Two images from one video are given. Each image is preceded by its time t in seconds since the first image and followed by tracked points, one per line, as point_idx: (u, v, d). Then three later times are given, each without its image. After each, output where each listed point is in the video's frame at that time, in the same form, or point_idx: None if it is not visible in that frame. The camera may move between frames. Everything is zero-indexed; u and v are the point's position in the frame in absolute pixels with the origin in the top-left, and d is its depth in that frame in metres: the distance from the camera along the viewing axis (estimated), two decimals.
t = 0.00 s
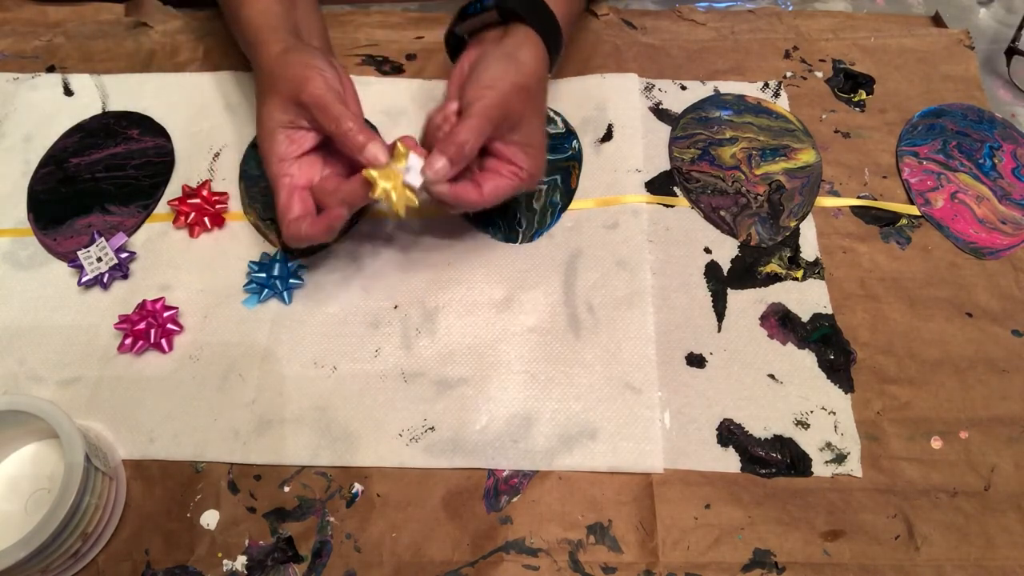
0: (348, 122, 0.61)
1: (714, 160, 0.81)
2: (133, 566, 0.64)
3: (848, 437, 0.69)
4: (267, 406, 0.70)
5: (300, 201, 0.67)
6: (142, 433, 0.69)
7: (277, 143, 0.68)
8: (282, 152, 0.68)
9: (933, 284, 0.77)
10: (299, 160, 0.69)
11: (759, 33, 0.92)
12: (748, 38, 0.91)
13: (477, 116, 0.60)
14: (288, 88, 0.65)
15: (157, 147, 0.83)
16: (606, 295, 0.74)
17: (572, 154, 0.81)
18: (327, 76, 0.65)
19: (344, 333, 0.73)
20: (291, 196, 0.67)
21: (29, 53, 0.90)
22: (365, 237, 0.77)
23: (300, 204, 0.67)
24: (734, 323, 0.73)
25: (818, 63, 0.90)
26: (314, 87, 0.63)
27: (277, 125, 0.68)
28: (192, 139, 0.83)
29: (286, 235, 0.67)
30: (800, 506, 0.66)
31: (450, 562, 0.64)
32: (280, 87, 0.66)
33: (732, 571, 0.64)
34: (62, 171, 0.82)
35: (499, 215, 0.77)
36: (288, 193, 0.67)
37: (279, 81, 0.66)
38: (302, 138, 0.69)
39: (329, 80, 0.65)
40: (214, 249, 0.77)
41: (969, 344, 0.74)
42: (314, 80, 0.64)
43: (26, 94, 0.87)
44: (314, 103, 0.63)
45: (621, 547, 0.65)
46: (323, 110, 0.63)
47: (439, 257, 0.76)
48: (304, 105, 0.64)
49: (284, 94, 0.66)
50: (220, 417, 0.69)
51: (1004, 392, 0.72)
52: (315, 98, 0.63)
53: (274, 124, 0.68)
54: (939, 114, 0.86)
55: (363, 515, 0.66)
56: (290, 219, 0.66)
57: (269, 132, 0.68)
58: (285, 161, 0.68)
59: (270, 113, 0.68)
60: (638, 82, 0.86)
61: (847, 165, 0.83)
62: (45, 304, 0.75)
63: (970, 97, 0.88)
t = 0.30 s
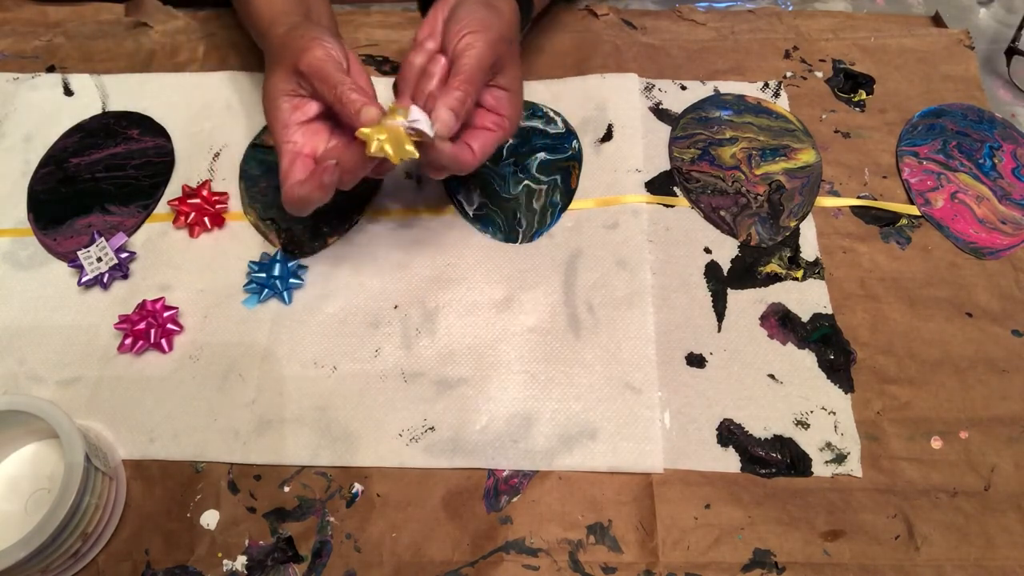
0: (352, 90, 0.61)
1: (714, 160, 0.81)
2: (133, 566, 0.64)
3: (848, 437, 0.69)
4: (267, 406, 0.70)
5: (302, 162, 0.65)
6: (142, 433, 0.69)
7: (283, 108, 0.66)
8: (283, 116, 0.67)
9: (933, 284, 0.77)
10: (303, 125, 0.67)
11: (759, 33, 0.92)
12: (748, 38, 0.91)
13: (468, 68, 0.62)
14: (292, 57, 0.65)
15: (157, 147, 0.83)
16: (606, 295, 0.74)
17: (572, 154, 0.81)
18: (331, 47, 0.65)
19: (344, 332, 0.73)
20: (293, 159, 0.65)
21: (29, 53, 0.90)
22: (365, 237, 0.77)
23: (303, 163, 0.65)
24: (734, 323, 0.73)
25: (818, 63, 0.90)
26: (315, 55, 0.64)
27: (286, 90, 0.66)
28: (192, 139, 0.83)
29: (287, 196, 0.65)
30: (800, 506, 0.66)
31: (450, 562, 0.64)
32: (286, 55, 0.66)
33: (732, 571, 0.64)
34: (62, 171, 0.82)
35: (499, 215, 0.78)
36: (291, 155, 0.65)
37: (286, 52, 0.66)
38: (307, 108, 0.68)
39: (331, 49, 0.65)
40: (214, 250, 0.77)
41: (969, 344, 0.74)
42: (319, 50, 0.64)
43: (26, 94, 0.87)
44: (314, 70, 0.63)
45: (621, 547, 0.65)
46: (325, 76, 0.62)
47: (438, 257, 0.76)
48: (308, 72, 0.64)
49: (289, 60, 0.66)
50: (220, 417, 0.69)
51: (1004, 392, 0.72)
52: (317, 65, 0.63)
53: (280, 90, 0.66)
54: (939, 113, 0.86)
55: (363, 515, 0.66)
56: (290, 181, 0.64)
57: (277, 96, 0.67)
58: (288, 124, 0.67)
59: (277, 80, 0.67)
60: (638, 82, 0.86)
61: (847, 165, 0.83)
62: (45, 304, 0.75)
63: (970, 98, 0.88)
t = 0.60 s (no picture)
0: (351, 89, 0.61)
1: (714, 160, 0.81)
2: (133, 566, 0.64)
3: (848, 437, 0.69)
4: (267, 406, 0.70)
5: (296, 151, 0.65)
6: (142, 433, 0.69)
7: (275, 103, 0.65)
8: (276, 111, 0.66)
9: (933, 284, 0.77)
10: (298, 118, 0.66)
11: (759, 33, 0.92)
12: (748, 38, 0.91)
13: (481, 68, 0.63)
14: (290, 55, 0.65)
15: (157, 147, 0.83)
16: (606, 295, 0.74)
17: (572, 154, 0.81)
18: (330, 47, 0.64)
19: (345, 332, 0.73)
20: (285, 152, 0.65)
21: (29, 53, 0.90)
22: (365, 237, 0.77)
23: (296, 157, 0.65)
24: (734, 322, 0.73)
25: (818, 63, 0.90)
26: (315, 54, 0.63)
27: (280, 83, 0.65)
28: (192, 139, 0.83)
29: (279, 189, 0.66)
30: (800, 506, 0.66)
31: (450, 562, 0.64)
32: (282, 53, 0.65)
33: (732, 571, 0.64)
34: (63, 171, 0.82)
35: (499, 215, 0.78)
36: (284, 144, 0.65)
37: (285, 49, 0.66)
38: (300, 103, 0.66)
39: (329, 47, 0.64)
40: (214, 250, 0.77)
41: (969, 344, 0.74)
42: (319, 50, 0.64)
43: (26, 94, 0.87)
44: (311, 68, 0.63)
45: (621, 547, 0.65)
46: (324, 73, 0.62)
47: (438, 257, 0.76)
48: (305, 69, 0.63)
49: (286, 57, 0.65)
50: (220, 417, 0.69)
51: (1005, 392, 0.72)
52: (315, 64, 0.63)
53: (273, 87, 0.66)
54: (939, 113, 0.86)
55: (362, 515, 0.66)
56: (281, 177, 0.65)
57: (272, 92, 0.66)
58: (281, 118, 0.66)
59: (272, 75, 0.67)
60: (638, 82, 0.86)
61: (847, 165, 0.83)
62: (45, 304, 0.75)
63: (970, 98, 0.88)
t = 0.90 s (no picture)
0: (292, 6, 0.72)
1: (714, 160, 0.81)
2: (133, 566, 0.64)
3: (848, 437, 0.69)
4: (267, 406, 0.70)
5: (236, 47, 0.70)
6: (142, 433, 0.69)
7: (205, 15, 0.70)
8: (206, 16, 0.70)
9: (933, 284, 0.77)
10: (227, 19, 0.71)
11: (759, 33, 0.92)
12: (748, 39, 0.91)
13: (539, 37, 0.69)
14: None
15: (157, 147, 0.83)
16: (606, 295, 0.74)
17: (572, 154, 0.81)
18: None
19: (344, 332, 0.73)
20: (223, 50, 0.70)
21: (29, 53, 0.90)
22: (365, 237, 0.77)
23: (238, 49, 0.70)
24: (734, 323, 0.73)
25: (819, 63, 0.90)
26: None
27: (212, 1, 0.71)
28: (192, 139, 0.83)
29: (226, 72, 0.69)
30: (801, 506, 0.66)
31: (450, 562, 0.64)
32: None
33: (732, 571, 0.64)
34: (63, 171, 0.82)
35: (499, 215, 0.78)
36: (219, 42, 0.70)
37: None
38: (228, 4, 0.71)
39: None
40: (213, 249, 0.77)
41: (969, 344, 0.74)
42: None
43: (27, 94, 0.87)
44: None
45: (621, 547, 0.65)
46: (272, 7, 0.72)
47: (438, 256, 0.76)
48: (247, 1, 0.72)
49: None
50: (220, 417, 0.69)
51: (1005, 392, 0.72)
52: None
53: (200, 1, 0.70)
54: (939, 113, 0.86)
55: (362, 515, 0.66)
56: (225, 59, 0.69)
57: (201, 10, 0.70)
58: (212, 19, 0.70)
59: None
60: (638, 82, 0.86)
61: (847, 165, 0.83)
62: (45, 304, 0.75)
63: (970, 98, 0.88)
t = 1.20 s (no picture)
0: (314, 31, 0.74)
1: (714, 160, 0.81)
2: (133, 566, 0.64)
3: (848, 437, 0.69)
4: (267, 406, 0.70)
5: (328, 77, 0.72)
6: (142, 433, 0.69)
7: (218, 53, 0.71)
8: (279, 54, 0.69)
9: (933, 284, 0.77)
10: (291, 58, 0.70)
11: (759, 33, 0.92)
12: (748, 39, 0.91)
13: None
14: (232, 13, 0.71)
15: (157, 147, 0.83)
16: (607, 295, 0.74)
17: (572, 154, 0.81)
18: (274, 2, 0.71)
19: (344, 332, 0.73)
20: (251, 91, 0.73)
21: (29, 53, 0.90)
22: (365, 237, 0.77)
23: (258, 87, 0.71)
24: (735, 323, 0.73)
25: (818, 63, 0.90)
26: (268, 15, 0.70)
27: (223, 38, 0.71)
28: (192, 138, 0.83)
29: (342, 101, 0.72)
30: (801, 506, 0.66)
31: (450, 562, 0.64)
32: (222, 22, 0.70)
33: (732, 571, 0.64)
34: (63, 171, 0.82)
35: (499, 215, 0.78)
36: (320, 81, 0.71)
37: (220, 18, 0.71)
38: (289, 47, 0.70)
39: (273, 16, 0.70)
40: (213, 249, 0.77)
41: (969, 344, 0.74)
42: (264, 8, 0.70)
43: (27, 94, 0.87)
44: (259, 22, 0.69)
45: (621, 547, 0.65)
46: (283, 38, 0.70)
47: (438, 256, 0.76)
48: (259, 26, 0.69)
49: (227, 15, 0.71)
50: (220, 417, 0.69)
51: (1005, 392, 0.72)
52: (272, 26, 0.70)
53: (221, 48, 0.70)
54: (939, 113, 0.86)
55: (362, 515, 0.66)
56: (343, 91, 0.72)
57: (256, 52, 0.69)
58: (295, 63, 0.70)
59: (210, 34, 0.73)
60: (638, 82, 0.86)
61: (847, 165, 0.83)
62: (45, 303, 0.75)
63: (970, 98, 0.89)
